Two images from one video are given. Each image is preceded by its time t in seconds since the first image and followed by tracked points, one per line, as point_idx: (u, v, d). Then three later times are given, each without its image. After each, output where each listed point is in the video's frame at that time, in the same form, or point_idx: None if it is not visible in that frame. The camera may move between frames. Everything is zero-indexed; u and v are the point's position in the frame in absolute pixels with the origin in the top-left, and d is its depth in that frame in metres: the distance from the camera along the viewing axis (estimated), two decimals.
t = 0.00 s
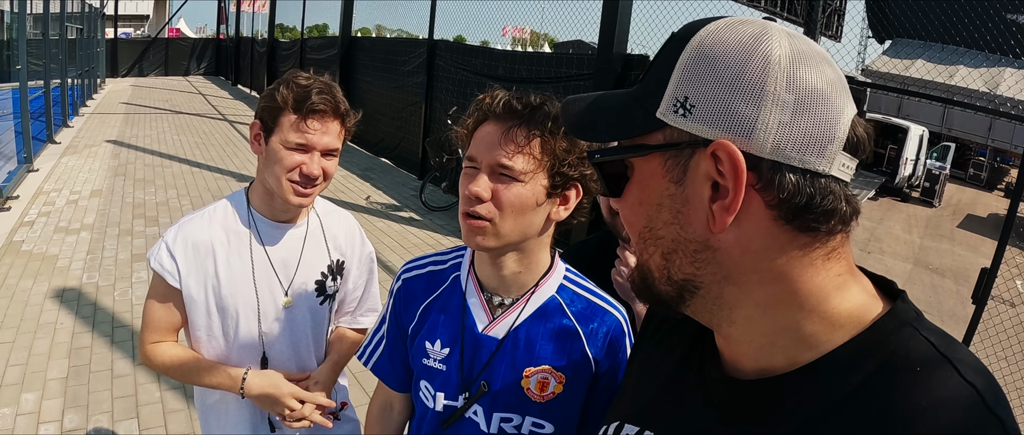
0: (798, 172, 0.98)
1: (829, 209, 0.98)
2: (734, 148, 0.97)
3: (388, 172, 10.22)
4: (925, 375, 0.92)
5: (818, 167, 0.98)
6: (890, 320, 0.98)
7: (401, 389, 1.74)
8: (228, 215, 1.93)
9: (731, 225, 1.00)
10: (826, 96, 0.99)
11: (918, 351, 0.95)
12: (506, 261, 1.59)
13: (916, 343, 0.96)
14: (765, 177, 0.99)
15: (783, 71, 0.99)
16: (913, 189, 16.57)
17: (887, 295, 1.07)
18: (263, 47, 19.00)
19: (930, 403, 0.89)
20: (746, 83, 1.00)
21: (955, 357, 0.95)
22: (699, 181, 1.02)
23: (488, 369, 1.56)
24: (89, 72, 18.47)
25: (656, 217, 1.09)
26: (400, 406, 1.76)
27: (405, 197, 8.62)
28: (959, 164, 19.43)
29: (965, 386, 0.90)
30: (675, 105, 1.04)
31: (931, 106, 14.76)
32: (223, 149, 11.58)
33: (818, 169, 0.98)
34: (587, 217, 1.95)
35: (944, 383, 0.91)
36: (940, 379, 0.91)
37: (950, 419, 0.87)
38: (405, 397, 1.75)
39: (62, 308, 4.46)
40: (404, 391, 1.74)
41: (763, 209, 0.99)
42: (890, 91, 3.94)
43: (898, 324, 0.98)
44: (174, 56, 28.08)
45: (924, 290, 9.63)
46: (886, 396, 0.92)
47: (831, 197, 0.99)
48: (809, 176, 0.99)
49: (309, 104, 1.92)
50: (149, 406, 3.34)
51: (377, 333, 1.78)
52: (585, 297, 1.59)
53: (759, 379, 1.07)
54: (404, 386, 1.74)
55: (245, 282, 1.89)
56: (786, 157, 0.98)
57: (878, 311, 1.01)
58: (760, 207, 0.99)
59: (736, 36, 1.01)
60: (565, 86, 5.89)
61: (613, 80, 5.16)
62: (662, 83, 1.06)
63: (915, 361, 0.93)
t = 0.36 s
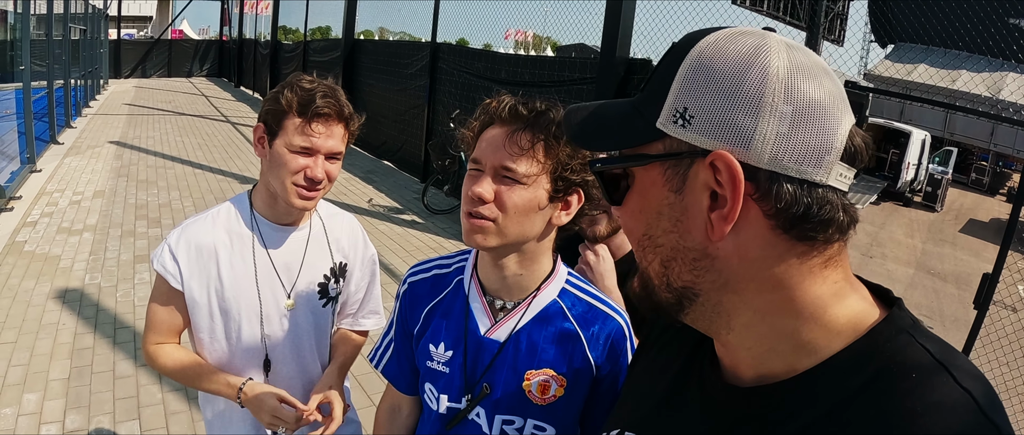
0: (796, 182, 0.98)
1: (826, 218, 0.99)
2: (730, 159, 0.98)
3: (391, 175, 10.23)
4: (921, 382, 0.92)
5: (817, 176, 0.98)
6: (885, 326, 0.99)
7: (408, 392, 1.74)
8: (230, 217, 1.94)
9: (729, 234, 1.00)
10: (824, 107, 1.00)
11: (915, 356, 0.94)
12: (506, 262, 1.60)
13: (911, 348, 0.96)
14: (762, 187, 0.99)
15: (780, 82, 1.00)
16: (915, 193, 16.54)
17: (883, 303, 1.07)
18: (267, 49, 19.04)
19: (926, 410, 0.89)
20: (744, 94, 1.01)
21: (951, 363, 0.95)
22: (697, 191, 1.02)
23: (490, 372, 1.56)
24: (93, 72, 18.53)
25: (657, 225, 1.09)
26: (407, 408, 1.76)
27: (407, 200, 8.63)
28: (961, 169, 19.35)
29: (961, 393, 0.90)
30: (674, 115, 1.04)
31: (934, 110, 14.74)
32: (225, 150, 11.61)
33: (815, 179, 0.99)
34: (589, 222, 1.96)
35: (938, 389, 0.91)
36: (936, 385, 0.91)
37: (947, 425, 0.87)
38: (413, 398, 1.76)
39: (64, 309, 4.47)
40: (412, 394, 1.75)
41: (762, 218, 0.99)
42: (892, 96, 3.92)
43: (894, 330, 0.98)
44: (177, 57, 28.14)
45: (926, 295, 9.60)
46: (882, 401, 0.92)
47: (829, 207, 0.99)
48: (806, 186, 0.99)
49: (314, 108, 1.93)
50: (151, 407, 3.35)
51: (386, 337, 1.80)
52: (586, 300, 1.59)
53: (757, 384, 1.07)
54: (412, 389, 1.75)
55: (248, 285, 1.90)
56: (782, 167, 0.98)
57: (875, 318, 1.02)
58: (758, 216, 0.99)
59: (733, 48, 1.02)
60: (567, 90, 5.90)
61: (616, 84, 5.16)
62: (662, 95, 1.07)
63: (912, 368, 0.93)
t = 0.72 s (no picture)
0: (810, 178, 0.99)
1: (839, 215, 0.99)
2: (746, 152, 0.98)
3: (389, 177, 10.23)
4: (929, 373, 0.92)
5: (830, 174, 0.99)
6: (892, 319, 0.99)
7: (411, 398, 1.74)
8: (231, 215, 1.93)
9: (742, 229, 1.00)
10: (836, 106, 1.00)
11: (925, 350, 0.95)
12: (512, 265, 1.60)
13: (918, 342, 0.96)
14: (777, 183, 0.99)
15: (796, 80, 1.00)
16: (913, 196, 16.57)
17: (889, 298, 1.07)
18: (265, 50, 19.01)
19: (935, 400, 0.89)
20: (761, 90, 1.01)
21: (959, 356, 0.95)
22: (711, 186, 1.02)
23: (494, 374, 1.56)
24: (90, 73, 18.50)
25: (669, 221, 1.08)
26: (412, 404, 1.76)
27: (405, 202, 8.63)
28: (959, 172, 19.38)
29: (970, 385, 0.90)
30: (691, 109, 1.04)
31: (931, 113, 14.77)
32: (223, 152, 11.59)
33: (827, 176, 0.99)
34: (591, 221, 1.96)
35: (946, 379, 0.91)
36: (945, 377, 0.91)
37: (957, 417, 0.87)
38: (415, 405, 1.75)
39: (61, 309, 4.45)
40: (413, 400, 1.74)
41: (775, 213, 0.99)
42: (890, 98, 3.91)
43: (902, 325, 0.98)
44: (175, 58, 28.12)
45: (924, 297, 9.62)
46: (892, 392, 0.92)
47: (840, 204, 1.00)
48: (820, 183, 0.99)
49: (317, 105, 1.92)
50: (148, 408, 3.33)
51: (390, 341, 1.80)
52: (589, 304, 1.59)
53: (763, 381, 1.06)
54: (414, 395, 1.74)
55: (250, 283, 1.89)
56: (798, 164, 0.98)
57: (883, 312, 1.01)
58: (771, 212, 0.99)
59: (751, 44, 1.02)
60: (566, 92, 5.91)
61: (614, 86, 5.17)
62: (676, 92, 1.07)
63: (919, 361, 0.93)
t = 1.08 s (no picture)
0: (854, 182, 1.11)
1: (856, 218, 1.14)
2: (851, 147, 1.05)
3: (388, 178, 10.23)
4: (928, 364, 0.92)
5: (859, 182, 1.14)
6: (892, 313, 1.00)
7: (414, 384, 1.78)
8: (236, 214, 1.93)
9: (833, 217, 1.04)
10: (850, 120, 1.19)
11: (922, 345, 0.95)
12: (512, 258, 1.60)
13: (916, 334, 0.97)
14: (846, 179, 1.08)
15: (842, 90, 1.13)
16: (911, 199, 16.60)
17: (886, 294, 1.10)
18: (264, 51, 19.01)
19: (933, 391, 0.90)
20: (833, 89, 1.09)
21: (957, 349, 0.95)
22: (813, 171, 1.04)
23: (497, 366, 1.56)
24: (89, 73, 18.47)
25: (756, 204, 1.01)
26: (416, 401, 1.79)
27: (405, 203, 8.63)
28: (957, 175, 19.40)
29: (974, 385, 0.90)
30: (807, 92, 1.04)
31: (929, 117, 14.79)
32: (223, 152, 11.58)
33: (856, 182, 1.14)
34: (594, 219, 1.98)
35: (946, 374, 0.91)
36: (945, 370, 0.91)
37: (956, 412, 0.87)
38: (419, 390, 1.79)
39: (60, 309, 4.44)
40: (418, 385, 1.78)
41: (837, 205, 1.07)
42: (888, 101, 3.91)
43: (901, 317, 0.99)
44: (174, 58, 28.10)
45: (922, 300, 9.63)
46: (889, 383, 0.92)
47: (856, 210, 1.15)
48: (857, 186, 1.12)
49: (324, 103, 1.93)
50: (148, 408, 3.33)
51: (394, 327, 1.81)
52: (592, 297, 1.59)
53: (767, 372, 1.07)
54: (417, 381, 1.78)
55: (255, 282, 1.89)
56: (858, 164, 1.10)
57: (879, 305, 1.04)
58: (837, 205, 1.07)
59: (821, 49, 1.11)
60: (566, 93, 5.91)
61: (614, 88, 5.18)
62: (788, 67, 1.05)
63: (918, 352, 0.94)
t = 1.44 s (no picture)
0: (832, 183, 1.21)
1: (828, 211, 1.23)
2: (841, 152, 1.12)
3: (390, 178, 10.23)
4: (908, 364, 0.91)
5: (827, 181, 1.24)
6: (872, 314, 0.99)
7: (415, 389, 1.75)
8: (232, 217, 1.92)
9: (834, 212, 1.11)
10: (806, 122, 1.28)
11: (903, 341, 0.94)
12: (508, 264, 1.59)
13: (898, 334, 0.96)
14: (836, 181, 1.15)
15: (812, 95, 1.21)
16: (913, 202, 16.57)
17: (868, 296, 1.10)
18: (266, 51, 19.01)
19: (914, 390, 0.88)
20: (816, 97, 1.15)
21: (939, 348, 0.93)
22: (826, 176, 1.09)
23: (493, 374, 1.55)
24: (91, 71, 18.50)
25: (806, 208, 1.02)
26: (416, 407, 1.77)
27: (406, 203, 8.63)
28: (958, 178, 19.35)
29: (972, 394, 0.86)
30: (819, 103, 1.08)
31: (931, 119, 14.76)
32: (224, 151, 11.58)
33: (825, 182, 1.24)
34: (592, 223, 1.97)
35: (933, 377, 0.89)
36: (925, 366, 0.90)
37: (948, 417, 0.84)
38: (420, 397, 1.76)
39: (60, 308, 4.44)
40: (419, 391, 1.76)
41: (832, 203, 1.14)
42: (889, 104, 3.89)
43: (880, 317, 0.98)
44: (176, 57, 28.13)
45: (923, 303, 9.61)
46: (870, 382, 0.91)
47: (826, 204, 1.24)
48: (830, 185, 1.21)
49: (317, 105, 1.92)
50: (147, 408, 3.33)
51: (391, 334, 1.80)
52: (588, 302, 1.58)
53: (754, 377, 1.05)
54: (419, 389, 1.75)
55: (251, 285, 1.89)
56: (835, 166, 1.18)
57: (860, 308, 1.03)
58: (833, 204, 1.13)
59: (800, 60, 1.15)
60: (567, 95, 5.90)
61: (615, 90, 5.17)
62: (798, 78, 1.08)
63: (900, 351, 0.93)
